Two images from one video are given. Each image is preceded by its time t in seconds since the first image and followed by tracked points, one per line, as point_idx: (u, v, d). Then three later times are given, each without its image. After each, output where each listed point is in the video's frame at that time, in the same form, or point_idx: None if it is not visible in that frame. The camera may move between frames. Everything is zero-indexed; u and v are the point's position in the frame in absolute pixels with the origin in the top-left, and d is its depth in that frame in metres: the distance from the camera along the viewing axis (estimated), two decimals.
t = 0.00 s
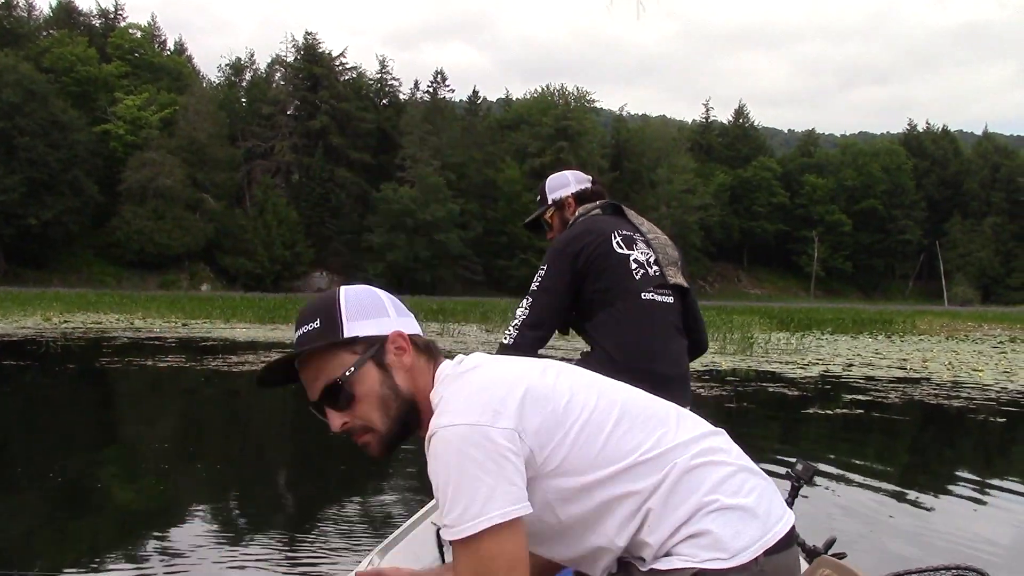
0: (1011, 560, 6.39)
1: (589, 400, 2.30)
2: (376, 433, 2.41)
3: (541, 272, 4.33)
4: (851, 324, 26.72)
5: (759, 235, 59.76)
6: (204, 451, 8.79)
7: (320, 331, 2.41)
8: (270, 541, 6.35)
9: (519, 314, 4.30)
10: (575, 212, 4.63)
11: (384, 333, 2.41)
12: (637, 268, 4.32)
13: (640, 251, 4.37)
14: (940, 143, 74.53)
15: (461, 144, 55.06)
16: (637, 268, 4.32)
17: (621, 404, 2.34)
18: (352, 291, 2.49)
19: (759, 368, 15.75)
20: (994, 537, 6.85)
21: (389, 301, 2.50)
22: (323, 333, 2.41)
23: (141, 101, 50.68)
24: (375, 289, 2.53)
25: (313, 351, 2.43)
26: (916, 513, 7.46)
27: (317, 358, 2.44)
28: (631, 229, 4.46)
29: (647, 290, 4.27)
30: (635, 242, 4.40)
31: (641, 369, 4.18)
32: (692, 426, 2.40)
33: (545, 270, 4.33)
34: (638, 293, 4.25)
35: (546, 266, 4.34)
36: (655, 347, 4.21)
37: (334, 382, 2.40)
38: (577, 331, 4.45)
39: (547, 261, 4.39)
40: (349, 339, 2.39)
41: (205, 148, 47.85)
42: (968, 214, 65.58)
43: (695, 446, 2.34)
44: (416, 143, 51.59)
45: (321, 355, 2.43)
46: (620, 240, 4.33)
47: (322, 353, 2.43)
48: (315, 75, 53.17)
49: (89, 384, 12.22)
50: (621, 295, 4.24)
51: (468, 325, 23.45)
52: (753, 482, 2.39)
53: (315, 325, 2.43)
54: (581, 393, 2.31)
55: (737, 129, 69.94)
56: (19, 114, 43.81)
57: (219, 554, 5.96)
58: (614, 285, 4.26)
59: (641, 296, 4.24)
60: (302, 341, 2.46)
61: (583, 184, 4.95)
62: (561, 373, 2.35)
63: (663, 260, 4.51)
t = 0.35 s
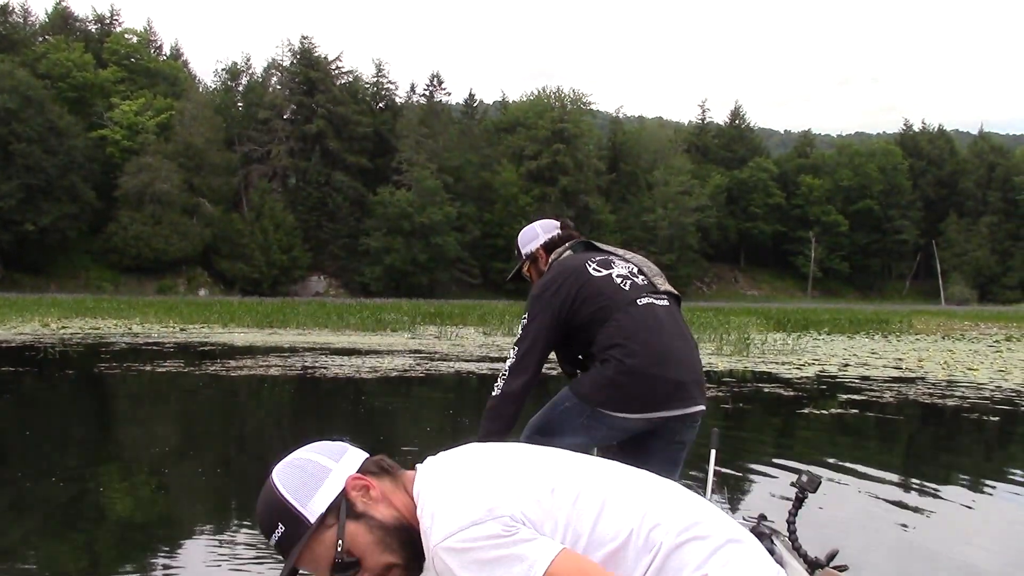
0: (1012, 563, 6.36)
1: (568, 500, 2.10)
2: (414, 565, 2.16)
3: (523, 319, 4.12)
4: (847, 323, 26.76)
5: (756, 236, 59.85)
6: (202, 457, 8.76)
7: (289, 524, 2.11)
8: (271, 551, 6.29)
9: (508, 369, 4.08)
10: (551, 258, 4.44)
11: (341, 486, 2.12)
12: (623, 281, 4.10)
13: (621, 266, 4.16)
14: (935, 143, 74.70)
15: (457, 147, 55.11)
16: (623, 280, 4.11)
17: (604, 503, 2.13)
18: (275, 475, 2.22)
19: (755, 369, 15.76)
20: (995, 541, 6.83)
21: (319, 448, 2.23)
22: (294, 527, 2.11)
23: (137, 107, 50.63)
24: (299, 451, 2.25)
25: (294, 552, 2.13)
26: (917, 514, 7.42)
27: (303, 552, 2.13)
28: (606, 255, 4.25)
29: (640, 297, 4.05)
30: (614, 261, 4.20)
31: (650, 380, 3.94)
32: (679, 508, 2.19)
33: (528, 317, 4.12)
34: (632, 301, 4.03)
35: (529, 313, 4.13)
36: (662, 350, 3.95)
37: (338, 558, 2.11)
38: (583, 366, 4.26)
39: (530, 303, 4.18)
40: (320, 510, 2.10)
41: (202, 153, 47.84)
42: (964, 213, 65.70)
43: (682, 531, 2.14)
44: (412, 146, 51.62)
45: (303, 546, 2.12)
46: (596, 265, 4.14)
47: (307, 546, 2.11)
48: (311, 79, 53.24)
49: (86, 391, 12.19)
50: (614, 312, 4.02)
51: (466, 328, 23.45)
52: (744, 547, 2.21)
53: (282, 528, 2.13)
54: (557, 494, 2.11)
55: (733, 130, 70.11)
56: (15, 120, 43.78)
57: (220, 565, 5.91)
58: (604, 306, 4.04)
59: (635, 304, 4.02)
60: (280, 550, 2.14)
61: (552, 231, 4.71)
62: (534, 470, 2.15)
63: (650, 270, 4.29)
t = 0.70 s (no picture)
0: (1006, 560, 6.37)
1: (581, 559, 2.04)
2: None
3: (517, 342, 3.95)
4: (844, 326, 26.85)
5: (753, 239, 59.98)
6: (199, 461, 8.74)
7: (311, 549, 2.06)
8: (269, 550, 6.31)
9: (506, 390, 3.89)
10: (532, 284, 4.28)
11: (361, 504, 2.08)
12: (617, 288, 3.98)
13: (610, 276, 4.04)
14: (932, 146, 74.93)
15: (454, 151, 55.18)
16: (617, 287, 3.99)
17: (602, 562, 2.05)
18: (289, 498, 2.17)
19: (751, 371, 15.82)
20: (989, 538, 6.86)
21: (337, 470, 2.20)
22: (316, 551, 2.06)
23: (134, 111, 50.64)
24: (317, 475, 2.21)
25: None
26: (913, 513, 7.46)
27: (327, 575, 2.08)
28: (591, 269, 4.13)
29: (640, 299, 3.95)
30: (602, 272, 4.07)
31: (665, 379, 3.85)
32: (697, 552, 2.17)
33: (523, 338, 3.95)
34: (632, 305, 3.93)
35: (523, 334, 3.96)
36: (673, 349, 3.86)
37: None
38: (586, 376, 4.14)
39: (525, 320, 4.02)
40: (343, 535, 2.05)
41: (199, 157, 47.90)
42: (960, 216, 65.73)
43: None
44: (409, 150, 51.70)
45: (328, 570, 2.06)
46: (584, 278, 4.00)
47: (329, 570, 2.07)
48: (308, 83, 53.36)
49: (83, 394, 12.18)
50: (619, 318, 3.91)
51: (464, 331, 23.48)
52: None
53: (303, 550, 2.08)
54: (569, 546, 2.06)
55: (729, 133, 70.33)
56: (12, 124, 43.77)
57: (219, 563, 5.92)
58: (606, 313, 3.92)
59: (636, 308, 3.93)
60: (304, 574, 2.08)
61: (529, 257, 4.53)
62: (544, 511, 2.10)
63: (640, 276, 4.21)
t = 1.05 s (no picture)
0: (999, 557, 6.46)
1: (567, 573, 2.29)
2: None
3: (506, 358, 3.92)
4: (837, 328, 26.90)
5: (747, 240, 60.10)
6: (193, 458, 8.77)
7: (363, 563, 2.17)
8: (262, 544, 6.32)
9: (496, 402, 3.86)
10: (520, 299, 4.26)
11: (420, 550, 2.10)
12: (603, 292, 3.96)
13: (595, 281, 4.02)
14: (925, 149, 75.13)
15: (449, 151, 55.17)
16: (604, 291, 3.97)
17: None
18: (363, 491, 2.24)
19: (745, 372, 15.85)
20: (980, 534, 6.96)
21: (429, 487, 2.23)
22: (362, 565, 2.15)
23: (128, 109, 50.51)
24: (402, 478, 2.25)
25: None
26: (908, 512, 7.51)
27: None
28: (577, 276, 4.10)
29: (628, 300, 3.95)
30: (585, 277, 4.05)
31: (659, 377, 3.86)
32: None
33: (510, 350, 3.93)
34: (620, 308, 3.92)
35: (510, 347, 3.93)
36: (664, 348, 3.86)
37: None
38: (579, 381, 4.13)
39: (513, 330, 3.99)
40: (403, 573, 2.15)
41: (193, 155, 47.85)
42: (953, 218, 65.84)
43: None
44: (404, 150, 51.65)
45: None
46: (569, 286, 3.98)
47: None
48: (303, 82, 53.37)
49: (77, 392, 12.17)
50: (608, 319, 3.89)
51: (458, 331, 23.46)
52: None
53: (353, 557, 2.18)
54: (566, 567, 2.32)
55: (724, 135, 70.50)
56: (6, 122, 43.63)
57: (209, 560, 5.92)
58: (594, 317, 3.89)
59: (623, 309, 3.92)
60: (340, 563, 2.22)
61: (513, 276, 4.47)
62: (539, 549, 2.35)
63: (628, 278, 4.19)
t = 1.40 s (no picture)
0: (993, 556, 6.50)
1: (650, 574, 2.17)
2: None
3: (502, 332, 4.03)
4: (829, 327, 26.98)
5: (739, 240, 60.21)
6: (184, 456, 8.72)
7: (474, 461, 2.27)
8: (254, 537, 6.40)
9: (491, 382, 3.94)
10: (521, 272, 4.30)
11: (532, 498, 2.21)
12: (603, 280, 4.00)
13: (596, 269, 4.07)
14: (917, 149, 75.34)
15: (441, 149, 55.13)
16: (604, 280, 4.02)
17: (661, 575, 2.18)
18: (515, 405, 2.32)
19: (736, 370, 15.92)
20: (973, 534, 7.00)
21: (569, 431, 2.29)
22: (474, 472, 2.26)
23: (120, 105, 50.31)
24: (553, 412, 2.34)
25: (458, 475, 2.31)
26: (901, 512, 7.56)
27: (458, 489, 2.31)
28: (581, 261, 4.17)
29: (622, 293, 3.97)
30: (587, 265, 4.10)
31: (646, 378, 3.86)
32: None
33: (508, 326, 4.03)
34: (616, 298, 3.95)
35: (507, 323, 4.03)
36: (653, 348, 3.86)
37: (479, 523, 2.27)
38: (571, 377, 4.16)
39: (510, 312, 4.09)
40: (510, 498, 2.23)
41: (185, 152, 47.74)
42: (945, 218, 66.04)
43: None
44: (396, 148, 51.63)
45: (468, 488, 2.28)
46: (570, 269, 4.05)
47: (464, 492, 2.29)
48: (295, 80, 53.32)
49: (68, 389, 12.11)
50: (599, 314, 3.91)
51: (450, 329, 23.44)
52: None
53: (468, 455, 2.30)
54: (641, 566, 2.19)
55: (716, 134, 70.64)
56: None
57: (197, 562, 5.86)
58: (585, 311, 3.92)
59: (618, 301, 3.95)
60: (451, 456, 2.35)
61: (519, 252, 4.51)
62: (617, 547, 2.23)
63: (626, 272, 4.23)
